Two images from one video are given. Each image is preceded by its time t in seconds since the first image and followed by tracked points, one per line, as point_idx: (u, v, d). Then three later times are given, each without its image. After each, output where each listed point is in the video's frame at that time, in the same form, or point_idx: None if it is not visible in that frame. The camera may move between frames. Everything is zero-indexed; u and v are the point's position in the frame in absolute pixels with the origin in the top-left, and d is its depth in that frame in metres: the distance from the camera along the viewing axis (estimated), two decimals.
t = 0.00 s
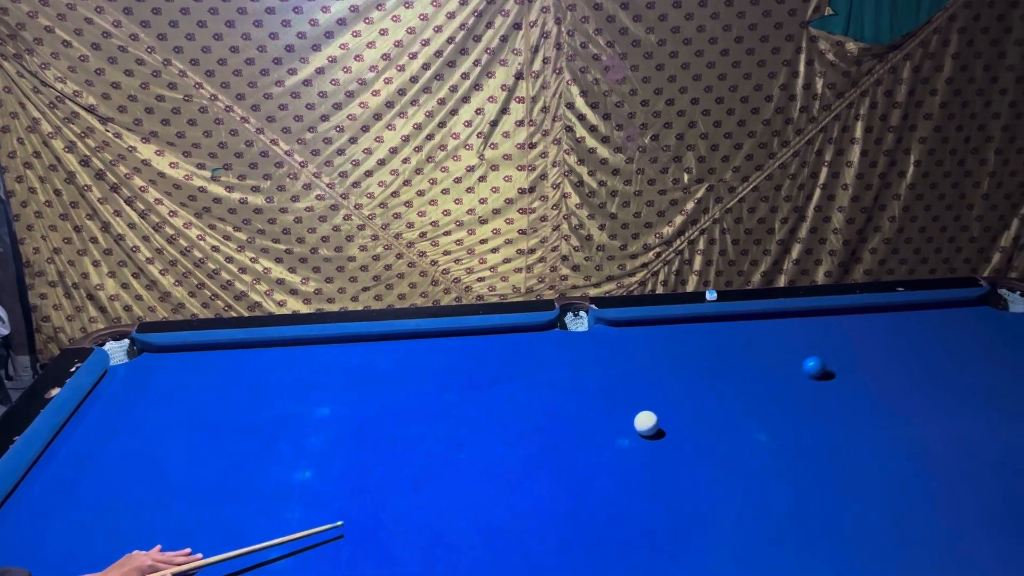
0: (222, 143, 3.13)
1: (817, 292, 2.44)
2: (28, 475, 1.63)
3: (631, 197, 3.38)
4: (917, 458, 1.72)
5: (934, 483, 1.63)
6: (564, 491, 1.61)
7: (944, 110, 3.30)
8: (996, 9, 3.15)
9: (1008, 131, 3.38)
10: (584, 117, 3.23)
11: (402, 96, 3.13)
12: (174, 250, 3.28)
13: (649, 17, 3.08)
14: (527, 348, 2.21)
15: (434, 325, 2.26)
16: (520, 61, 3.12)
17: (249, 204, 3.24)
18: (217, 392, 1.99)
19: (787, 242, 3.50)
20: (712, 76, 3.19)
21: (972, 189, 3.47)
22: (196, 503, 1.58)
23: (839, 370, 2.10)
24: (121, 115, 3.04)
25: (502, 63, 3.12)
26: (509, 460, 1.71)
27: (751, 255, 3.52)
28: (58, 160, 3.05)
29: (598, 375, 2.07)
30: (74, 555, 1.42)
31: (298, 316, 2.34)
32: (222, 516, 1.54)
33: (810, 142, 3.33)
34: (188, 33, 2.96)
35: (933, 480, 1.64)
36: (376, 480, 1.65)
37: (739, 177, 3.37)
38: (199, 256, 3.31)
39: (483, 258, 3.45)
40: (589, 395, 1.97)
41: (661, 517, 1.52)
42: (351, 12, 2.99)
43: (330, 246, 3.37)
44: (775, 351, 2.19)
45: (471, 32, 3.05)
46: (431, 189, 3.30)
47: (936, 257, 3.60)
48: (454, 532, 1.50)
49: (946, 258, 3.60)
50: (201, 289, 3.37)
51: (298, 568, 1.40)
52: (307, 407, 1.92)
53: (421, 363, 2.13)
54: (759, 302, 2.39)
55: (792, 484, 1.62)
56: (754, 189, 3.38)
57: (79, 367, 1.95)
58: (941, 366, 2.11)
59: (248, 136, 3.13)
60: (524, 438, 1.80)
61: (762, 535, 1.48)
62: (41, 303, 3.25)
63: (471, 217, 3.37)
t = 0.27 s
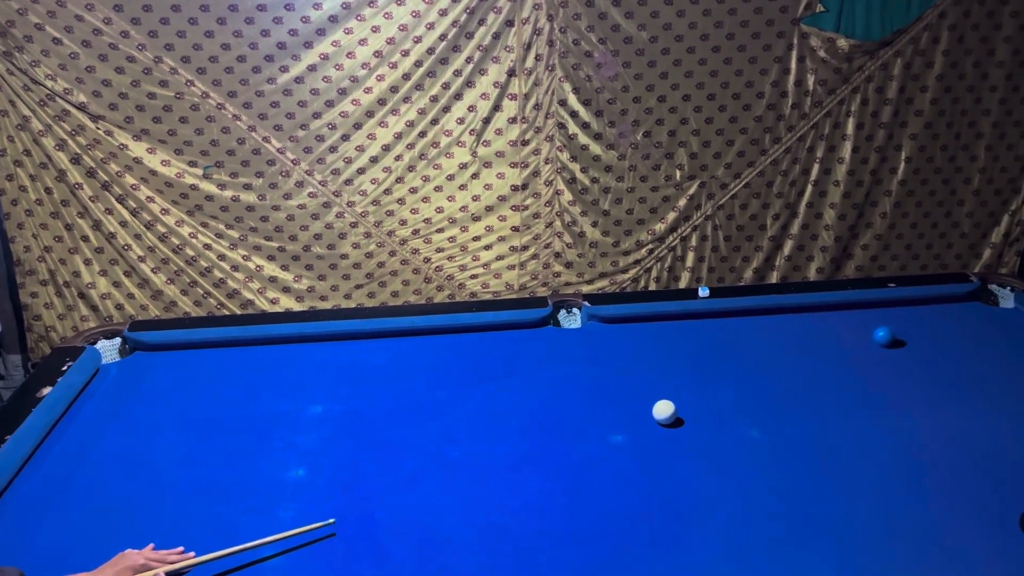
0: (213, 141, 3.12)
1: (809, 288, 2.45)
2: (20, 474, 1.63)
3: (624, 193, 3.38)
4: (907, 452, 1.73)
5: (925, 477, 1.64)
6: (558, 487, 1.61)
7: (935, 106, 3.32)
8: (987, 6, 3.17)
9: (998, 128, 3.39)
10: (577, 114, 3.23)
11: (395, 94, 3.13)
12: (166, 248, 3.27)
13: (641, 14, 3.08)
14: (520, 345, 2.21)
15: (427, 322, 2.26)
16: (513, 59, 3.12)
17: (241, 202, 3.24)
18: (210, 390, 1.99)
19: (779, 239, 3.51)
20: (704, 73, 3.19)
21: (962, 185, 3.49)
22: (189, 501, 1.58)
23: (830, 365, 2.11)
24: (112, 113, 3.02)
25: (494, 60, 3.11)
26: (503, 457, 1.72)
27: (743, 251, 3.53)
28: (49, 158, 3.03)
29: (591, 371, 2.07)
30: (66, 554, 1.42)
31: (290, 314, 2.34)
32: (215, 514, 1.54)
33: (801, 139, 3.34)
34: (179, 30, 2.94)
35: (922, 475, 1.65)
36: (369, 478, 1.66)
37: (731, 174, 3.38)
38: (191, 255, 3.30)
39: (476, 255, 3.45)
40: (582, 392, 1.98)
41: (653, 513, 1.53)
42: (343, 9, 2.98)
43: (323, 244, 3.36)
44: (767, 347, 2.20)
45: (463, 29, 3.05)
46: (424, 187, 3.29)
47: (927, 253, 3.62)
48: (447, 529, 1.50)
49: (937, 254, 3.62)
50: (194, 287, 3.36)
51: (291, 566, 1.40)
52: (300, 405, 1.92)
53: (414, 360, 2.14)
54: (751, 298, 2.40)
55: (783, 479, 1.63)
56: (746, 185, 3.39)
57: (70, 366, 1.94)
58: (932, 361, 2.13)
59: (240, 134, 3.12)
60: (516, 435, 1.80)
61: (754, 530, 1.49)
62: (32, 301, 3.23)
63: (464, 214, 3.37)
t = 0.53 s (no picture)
0: (206, 139, 3.11)
1: (802, 284, 2.46)
2: (13, 474, 1.62)
3: (617, 190, 3.39)
4: (899, 448, 1.74)
5: (918, 473, 1.66)
6: (553, 484, 1.62)
7: (926, 103, 3.34)
8: (977, 3, 3.18)
9: (988, 124, 3.41)
10: (570, 111, 3.23)
11: (388, 91, 3.12)
12: (158, 247, 3.26)
13: (633, 11, 3.09)
14: (514, 342, 2.21)
15: (421, 320, 2.26)
16: (506, 56, 3.12)
17: (234, 200, 3.23)
18: (204, 389, 1.98)
19: (772, 236, 3.52)
20: (696, 70, 3.20)
21: (953, 182, 3.51)
22: (183, 500, 1.57)
23: (822, 361, 2.12)
24: (104, 111, 3.01)
25: (487, 57, 3.11)
26: (498, 454, 1.72)
27: (736, 248, 3.54)
28: (40, 156, 3.02)
29: (585, 368, 2.08)
30: (61, 554, 1.41)
31: (284, 312, 2.34)
32: (210, 513, 1.54)
33: (793, 136, 3.35)
34: (171, 28, 2.93)
35: (914, 470, 1.66)
36: (364, 475, 1.66)
37: (723, 171, 3.39)
38: (184, 253, 3.29)
39: (470, 252, 3.45)
40: (576, 389, 1.98)
41: (648, 509, 1.54)
42: (336, 7, 2.98)
43: (316, 242, 3.36)
44: (760, 343, 2.21)
45: (456, 27, 3.05)
46: (417, 184, 3.29)
47: (918, 249, 3.63)
48: (442, 526, 1.50)
49: (928, 250, 3.64)
50: (186, 286, 3.35)
51: (287, 564, 1.40)
52: (294, 403, 1.92)
53: (408, 358, 2.14)
54: (744, 295, 2.41)
55: (776, 475, 1.64)
56: (738, 182, 3.40)
57: (63, 365, 1.93)
58: (924, 357, 2.14)
59: (232, 131, 3.11)
60: (511, 432, 1.81)
61: (748, 526, 1.49)
62: (24, 301, 3.22)
63: (458, 212, 3.37)
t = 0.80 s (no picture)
0: (194, 138, 3.10)
1: (791, 281, 2.47)
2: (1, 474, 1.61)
3: (607, 188, 3.39)
4: (885, 443, 1.76)
5: (906, 469, 1.67)
6: (544, 482, 1.62)
7: (913, 100, 3.35)
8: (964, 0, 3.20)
9: (975, 121, 3.43)
10: (560, 109, 3.23)
11: (377, 89, 3.11)
12: (147, 246, 3.24)
13: (623, 9, 3.09)
14: (505, 340, 2.22)
15: (412, 318, 2.26)
16: (495, 54, 3.11)
17: (223, 198, 3.22)
18: (194, 388, 1.98)
19: (761, 233, 3.53)
20: (686, 68, 3.21)
21: (940, 178, 3.53)
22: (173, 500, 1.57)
23: (811, 358, 2.13)
24: (91, 110, 2.99)
25: (477, 55, 3.11)
26: (489, 452, 1.72)
27: (725, 245, 3.55)
28: (27, 155, 3.00)
29: (575, 366, 2.08)
30: (50, 555, 1.41)
31: (274, 311, 2.33)
32: (201, 512, 1.54)
33: (782, 133, 3.36)
34: (159, 26, 2.91)
35: (901, 466, 1.68)
36: (355, 473, 1.66)
37: (713, 168, 3.40)
38: (173, 252, 3.28)
39: (460, 250, 3.44)
40: (566, 386, 1.99)
41: (638, 506, 1.55)
42: (325, 5, 2.97)
43: (306, 240, 3.35)
44: (750, 340, 2.22)
45: (445, 25, 3.05)
46: (407, 182, 3.29)
47: (906, 245, 3.66)
48: (433, 524, 1.51)
49: (916, 246, 3.66)
50: (175, 285, 3.34)
51: (278, 563, 1.41)
52: (284, 402, 1.92)
53: (399, 356, 2.14)
54: (733, 292, 2.42)
55: (764, 472, 1.65)
56: (727, 179, 3.41)
57: (51, 365, 1.92)
58: (912, 353, 2.16)
59: (221, 130, 3.10)
60: (501, 430, 1.81)
61: (738, 522, 1.50)
62: (11, 300, 3.21)
63: (448, 210, 3.36)
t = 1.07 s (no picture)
0: (177, 137, 3.08)
1: (776, 278, 2.49)
2: None
3: (592, 186, 3.40)
4: (869, 438, 1.77)
5: (890, 464, 1.68)
6: (531, 480, 1.63)
7: (895, 98, 3.38)
8: None
9: (956, 118, 3.47)
10: (545, 107, 3.23)
11: (361, 88, 3.10)
12: (130, 246, 3.22)
13: (607, 7, 3.09)
14: (491, 339, 2.22)
15: (398, 317, 2.26)
16: (480, 52, 3.11)
17: (207, 198, 3.20)
18: (178, 389, 1.97)
19: (745, 230, 3.55)
20: (670, 66, 3.22)
21: (922, 175, 3.56)
22: (158, 502, 1.56)
23: (795, 354, 2.15)
24: (73, 109, 2.96)
25: (462, 54, 3.11)
26: (476, 451, 1.72)
27: (710, 242, 3.57)
28: (7, 155, 2.97)
29: (562, 364, 2.09)
30: (33, 558, 1.40)
31: (259, 310, 2.32)
32: (186, 513, 1.53)
33: (766, 131, 3.38)
34: (140, 25, 2.89)
35: (884, 461, 1.69)
36: (341, 473, 1.66)
37: (697, 166, 3.42)
38: (156, 252, 3.26)
39: (446, 249, 3.44)
40: (553, 384, 1.99)
41: (624, 503, 1.56)
42: (308, 3, 2.95)
43: (291, 240, 3.34)
44: (736, 337, 2.23)
45: (429, 23, 3.04)
46: (393, 181, 3.28)
47: (889, 242, 3.69)
48: (420, 522, 1.51)
49: (899, 243, 3.69)
50: (159, 286, 3.32)
51: (264, 564, 1.40)
52: (270, 402, 1.91)
53: (385, 355, 2.13)
54: (718, 289, 2.43)
55: (749, 468, 1.66)
56: (712, 177, 3.43)
57: (33, 367, 1.91)
58: (896, 348, 2.18)
59: (204, 129, 3.08)
60: (488, 428, 1.81)
61: (723, 518, 1.51)
62: None
63: (433, 208, 3.36)
